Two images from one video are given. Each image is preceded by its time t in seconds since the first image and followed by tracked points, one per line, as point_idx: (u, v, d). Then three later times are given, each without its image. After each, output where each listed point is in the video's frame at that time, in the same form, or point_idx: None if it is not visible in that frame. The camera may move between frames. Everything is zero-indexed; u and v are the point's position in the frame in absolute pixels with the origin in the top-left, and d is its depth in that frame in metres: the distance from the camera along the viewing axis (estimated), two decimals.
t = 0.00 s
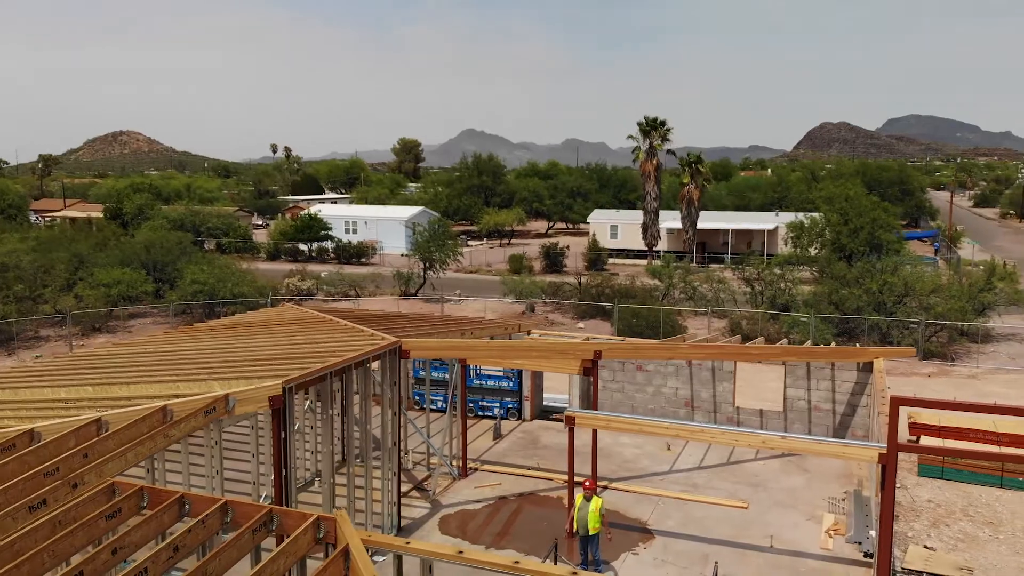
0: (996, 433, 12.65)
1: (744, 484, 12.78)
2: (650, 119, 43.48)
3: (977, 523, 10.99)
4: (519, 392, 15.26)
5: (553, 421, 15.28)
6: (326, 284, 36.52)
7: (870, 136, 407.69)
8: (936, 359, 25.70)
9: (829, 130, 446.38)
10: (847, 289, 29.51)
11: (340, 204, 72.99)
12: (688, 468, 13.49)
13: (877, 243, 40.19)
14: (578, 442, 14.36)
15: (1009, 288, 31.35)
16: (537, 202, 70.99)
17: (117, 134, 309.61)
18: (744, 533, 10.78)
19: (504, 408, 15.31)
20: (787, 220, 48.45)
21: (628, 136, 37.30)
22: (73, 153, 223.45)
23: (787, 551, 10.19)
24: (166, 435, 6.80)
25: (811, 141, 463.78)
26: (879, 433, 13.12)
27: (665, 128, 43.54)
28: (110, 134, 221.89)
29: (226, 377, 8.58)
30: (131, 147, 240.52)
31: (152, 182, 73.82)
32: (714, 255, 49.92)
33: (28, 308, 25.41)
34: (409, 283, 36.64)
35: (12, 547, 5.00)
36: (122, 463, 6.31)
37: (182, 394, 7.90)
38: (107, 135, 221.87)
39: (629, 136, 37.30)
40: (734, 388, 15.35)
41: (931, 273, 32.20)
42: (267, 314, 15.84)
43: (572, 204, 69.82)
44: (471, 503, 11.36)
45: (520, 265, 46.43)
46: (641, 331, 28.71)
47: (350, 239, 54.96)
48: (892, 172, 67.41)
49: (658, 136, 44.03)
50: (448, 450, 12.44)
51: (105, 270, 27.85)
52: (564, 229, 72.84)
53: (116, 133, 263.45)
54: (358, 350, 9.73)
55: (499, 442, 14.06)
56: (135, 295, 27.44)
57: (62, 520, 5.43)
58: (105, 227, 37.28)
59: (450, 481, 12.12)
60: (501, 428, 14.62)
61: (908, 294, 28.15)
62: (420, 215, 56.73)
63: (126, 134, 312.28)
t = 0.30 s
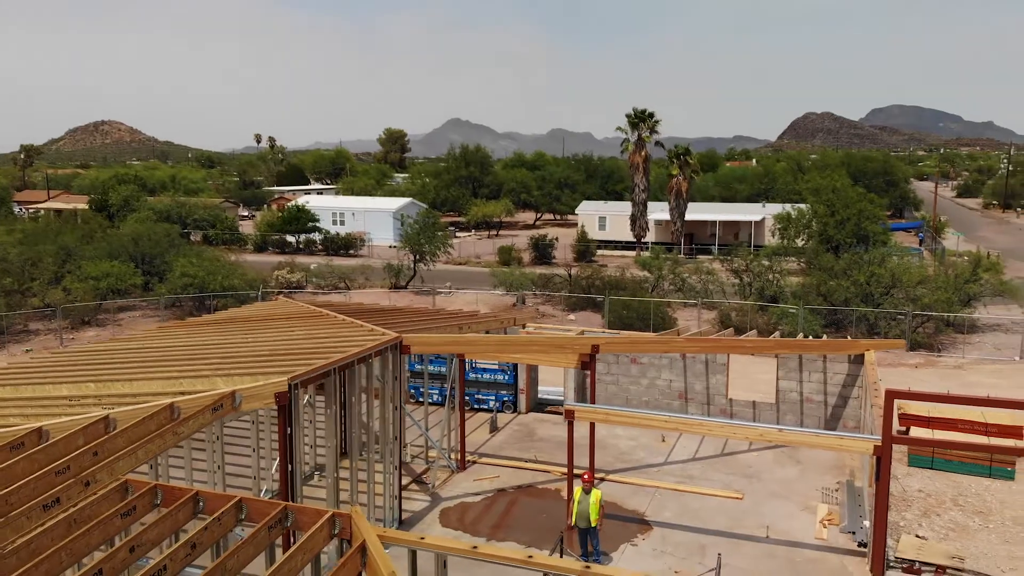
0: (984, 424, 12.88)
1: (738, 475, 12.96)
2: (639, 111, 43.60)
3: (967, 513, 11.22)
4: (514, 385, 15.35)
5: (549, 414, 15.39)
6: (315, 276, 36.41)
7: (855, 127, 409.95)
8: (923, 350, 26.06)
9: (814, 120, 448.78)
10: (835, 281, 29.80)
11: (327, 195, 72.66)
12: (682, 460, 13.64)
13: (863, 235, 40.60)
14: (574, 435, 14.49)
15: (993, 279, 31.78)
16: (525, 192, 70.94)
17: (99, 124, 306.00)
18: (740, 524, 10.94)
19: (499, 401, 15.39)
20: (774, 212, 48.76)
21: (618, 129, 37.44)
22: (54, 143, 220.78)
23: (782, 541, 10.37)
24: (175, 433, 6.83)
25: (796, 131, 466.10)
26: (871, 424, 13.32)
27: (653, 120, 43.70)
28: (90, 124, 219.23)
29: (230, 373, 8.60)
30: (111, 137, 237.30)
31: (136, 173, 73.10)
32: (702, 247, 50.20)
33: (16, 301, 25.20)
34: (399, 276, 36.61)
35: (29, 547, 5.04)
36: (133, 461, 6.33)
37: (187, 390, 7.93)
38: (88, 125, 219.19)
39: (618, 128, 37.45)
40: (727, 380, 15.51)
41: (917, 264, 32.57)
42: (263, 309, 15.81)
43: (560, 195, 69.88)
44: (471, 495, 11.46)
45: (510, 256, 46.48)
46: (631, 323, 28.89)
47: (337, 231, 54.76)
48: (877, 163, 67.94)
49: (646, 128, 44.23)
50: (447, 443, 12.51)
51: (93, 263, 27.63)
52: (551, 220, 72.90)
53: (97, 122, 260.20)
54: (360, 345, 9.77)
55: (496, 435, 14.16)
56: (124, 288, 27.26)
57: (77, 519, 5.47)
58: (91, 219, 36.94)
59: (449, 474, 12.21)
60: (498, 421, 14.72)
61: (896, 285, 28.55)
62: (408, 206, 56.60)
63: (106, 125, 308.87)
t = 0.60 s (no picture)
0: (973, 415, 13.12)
1: (732, 466, 13.14)
2: (627, 104, 43.64)
3: (957, 502, 11.46)
4: (510, 378, 15.44)
5: (544, 407, 15.49)
6: (305, 269, 36.30)
7: (839, 119, 412.44)
8: (910, 341, 26.43)
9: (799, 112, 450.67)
10: (823, 273, 30.10)
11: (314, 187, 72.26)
12: (677, 452, 13.81)
13: (850, 227, 40.98)
14: (570, 427, 14.60)
15: (977, 271, 32.22)
16: (513, 183, 70.91)
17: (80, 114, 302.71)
18: (736, 515, 11.12)
19: (495, 394, 15.47)
20: (761, 203, 49.05)
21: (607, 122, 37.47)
22: (35, 134, 218.28)
23: (778, 532, 10.55)
24: (185, 430, 6.90)
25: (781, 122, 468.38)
26: (862, 416, 13.53)
27: (641, 113, 43.72)
28: (72, 116, 217.33)
29: (233, 370, 8.63)
30: (92, 127, 234.26)
31: (120, 164, 72.31)
32: (690, 238, 50.46)
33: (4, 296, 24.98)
34: (389, 269, 36.57)
35: (46, 545, 5.08)
36: (144, 458, 6.38)
37: (193, 387, 7.97)
38: (70, 117, 217.34)
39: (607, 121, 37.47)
40: (720, 372, 15.67)
41: (903, 256, 32.94)
42: (258, 303, 15.82)
43: (548, 186, 69.90)
44: (469, 488, 11.55)
45: (499, 248, 46.51)
46: (622, 315, 29.08)
47: (325, 223, 54.54)
48: (862, 154, 68.43)
49: (635, 121, 44.27)
50: (445, 436, 12.58)
51: (82, 256, 27.41)
52: (539, 212, 72.96)
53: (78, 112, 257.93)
54: (363, 341, 9.80)
55: (492, 428, 14.26)
56: (114, 282, 27.07)
57: (93, 517, 5.52)
58: (76, 211, 36.55)
59: (447, 467, 12.28)
60: (493, 414, 14.81)
61: (883, 277, 28.91)
62: (396, 198, 56.44)
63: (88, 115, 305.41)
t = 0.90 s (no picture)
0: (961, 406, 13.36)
1: (726, 458, 13.33)
2: (615, 95, 43.69)
3: (946, 492, 11.71)
4: (505, 371, 15.53)
5: (539, 400, 15.62)
6: (294, 261, 36.17)
7: (824, 109, 414.52)
8: (897, 332, 26.79)
9: (785, 102, 452.17)
10: (811, 264, 30.38)
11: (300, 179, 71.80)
12: (671, 443, 13.98)
13: (836, 218, 41.34)
14: (566, 419, 14.73)
15: (962, 262, 32.63)
16: (501, 175, 70.83)
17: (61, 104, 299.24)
18: (732, 505, 11.32)
19: (490, 387, 15.59)
20: (748, 195, 49.33)
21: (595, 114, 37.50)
22: (14, 124, 215.43)
23: (773, 523, 10.73)
24: (195, 427, 6.97)
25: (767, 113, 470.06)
26: (853, 408, 13.75)
27: (630, 104, 43.78)
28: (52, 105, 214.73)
29: (238, 366, 8.69)
30: (73, 116, 231.31)
31: (104, 155, 71.51)
32: (678, 230, 50.68)
33: None
34: (379, 261, 36.54)
35: (64, 544, 5.15)
36: (156, 456, 6.46)
37: (198, 384, 8.04)
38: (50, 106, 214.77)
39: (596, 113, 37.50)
40: (713, 364, 15.84)
41: (889, 247, 33.30)
42: (254, 298, 15.83)
43: (535, 178, 69.87)
44: (469, 481, 11.65)
45: (488, 240, 46.54)
46: (613, 308, 29.25)
47: (313, 215, 54.29)
48: (846, 145, 68.87)
49: (623, 112, 44.33)
50: (444, 430, 12.67)
51: (70, 249, 27.20)
52: (526, 203, 72.95)
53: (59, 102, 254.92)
54: (366, 336, 9.85)
55: (488, 421, 14.36)
56: (103, 275, 26.88)
57: (110, 515, 5.59)
58: (62, 203, 36.17)
59: (446, 460, 12.38)
60: (489, 407, 14.91)
61: (870, 269, 29.23)
62: (384, 189, 56.25)
63: (69, 105, 301.59)
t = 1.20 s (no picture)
0: (949, 396, 13.64)
1: (721, 448, 13.54)
2: (604, 87, 43.78)
3: (936, 480, 11.98)
4: (501, 364, 15.65)
5: (535, 392, 15.76)
6: (283, 254, 36.05)
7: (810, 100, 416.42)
8: (884, 322, 27.17)
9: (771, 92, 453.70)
10: (799, 256, 30.68)
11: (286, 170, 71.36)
12: (666, 434, 14.17)
13: (823, 209, 41.73)
14: (562, 411, 14.89)
15: (947, 253, 33.08)
16: (489, 166, 70.75)
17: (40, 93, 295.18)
18: (727, 495, 11.52)
19: (486, 379, 15.72)
20: (735, 186, 49.61)
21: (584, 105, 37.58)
22: None
23: (768, 511, 10.95)
24: (206, 423, 7.06)
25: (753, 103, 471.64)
26: (844, 398, 14.00)
27: (618, 96, 43.87)
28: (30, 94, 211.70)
29: (243, 361, 8.77)
30: (53, 106, 228.16)
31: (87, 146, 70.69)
32: (665, 221, 50.93)
33: None
34: (369, 253, 36.51)
35: (86, 540, 5.25)
36: (168, 451, 6.54)
37: (206, 379, 8.13)
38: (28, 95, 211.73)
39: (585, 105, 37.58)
40: (706, 356, 16.03)
41: (875, 239, 33.68)
42: (250, 292, 15.86)
43: (523, 168, 69.86)
44: (468, 473, 11.79)
45: (477, 232, 46.57)
46: (603, 300, 29.44)
47: (300, 206, 54.04)
48: (831, 135, 69.32)
49: (612, 104, 44.42)
50: (443, 423, 12.79)
51: (59, 243, 27.00)
52: (514, 194, 72.96)
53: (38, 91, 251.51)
54: (370, 330, 9.94)
55: (486, 413, 14.49)
56: (92, 268, 26.70)
57: (128, 510, 5.68)
58: (47, 195, 35.81)
59: (445, 452, 12.50)
60: (486, 399, 15.04)
61: (857, 260, 29.60)
62: (372, 180, 56.08)
63: (48, 95, 297.44)
